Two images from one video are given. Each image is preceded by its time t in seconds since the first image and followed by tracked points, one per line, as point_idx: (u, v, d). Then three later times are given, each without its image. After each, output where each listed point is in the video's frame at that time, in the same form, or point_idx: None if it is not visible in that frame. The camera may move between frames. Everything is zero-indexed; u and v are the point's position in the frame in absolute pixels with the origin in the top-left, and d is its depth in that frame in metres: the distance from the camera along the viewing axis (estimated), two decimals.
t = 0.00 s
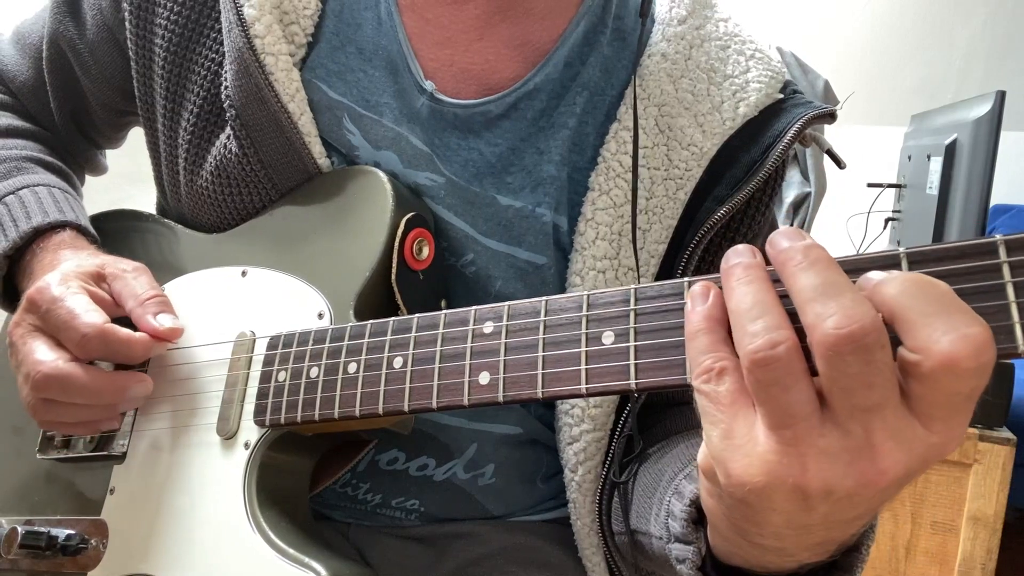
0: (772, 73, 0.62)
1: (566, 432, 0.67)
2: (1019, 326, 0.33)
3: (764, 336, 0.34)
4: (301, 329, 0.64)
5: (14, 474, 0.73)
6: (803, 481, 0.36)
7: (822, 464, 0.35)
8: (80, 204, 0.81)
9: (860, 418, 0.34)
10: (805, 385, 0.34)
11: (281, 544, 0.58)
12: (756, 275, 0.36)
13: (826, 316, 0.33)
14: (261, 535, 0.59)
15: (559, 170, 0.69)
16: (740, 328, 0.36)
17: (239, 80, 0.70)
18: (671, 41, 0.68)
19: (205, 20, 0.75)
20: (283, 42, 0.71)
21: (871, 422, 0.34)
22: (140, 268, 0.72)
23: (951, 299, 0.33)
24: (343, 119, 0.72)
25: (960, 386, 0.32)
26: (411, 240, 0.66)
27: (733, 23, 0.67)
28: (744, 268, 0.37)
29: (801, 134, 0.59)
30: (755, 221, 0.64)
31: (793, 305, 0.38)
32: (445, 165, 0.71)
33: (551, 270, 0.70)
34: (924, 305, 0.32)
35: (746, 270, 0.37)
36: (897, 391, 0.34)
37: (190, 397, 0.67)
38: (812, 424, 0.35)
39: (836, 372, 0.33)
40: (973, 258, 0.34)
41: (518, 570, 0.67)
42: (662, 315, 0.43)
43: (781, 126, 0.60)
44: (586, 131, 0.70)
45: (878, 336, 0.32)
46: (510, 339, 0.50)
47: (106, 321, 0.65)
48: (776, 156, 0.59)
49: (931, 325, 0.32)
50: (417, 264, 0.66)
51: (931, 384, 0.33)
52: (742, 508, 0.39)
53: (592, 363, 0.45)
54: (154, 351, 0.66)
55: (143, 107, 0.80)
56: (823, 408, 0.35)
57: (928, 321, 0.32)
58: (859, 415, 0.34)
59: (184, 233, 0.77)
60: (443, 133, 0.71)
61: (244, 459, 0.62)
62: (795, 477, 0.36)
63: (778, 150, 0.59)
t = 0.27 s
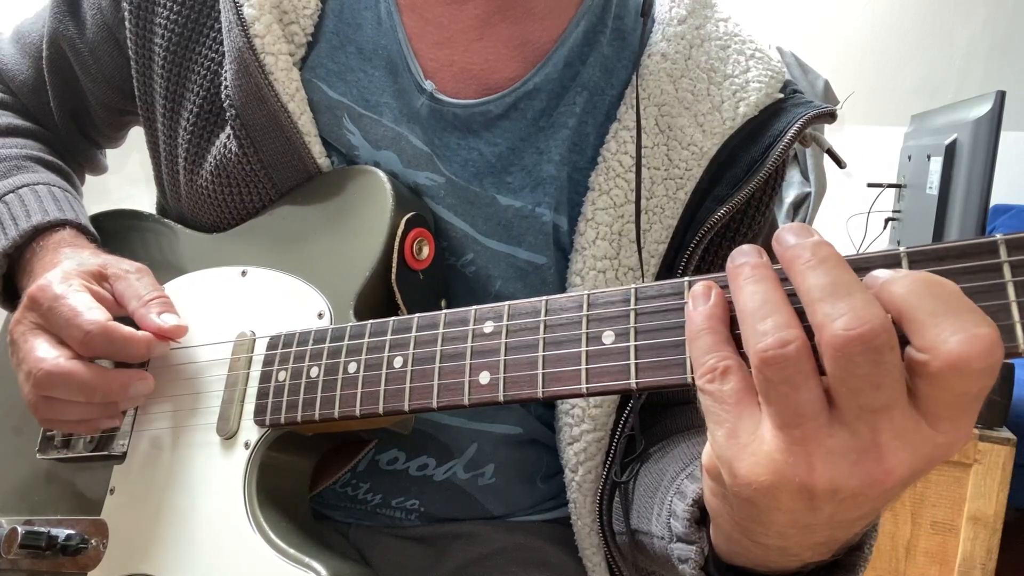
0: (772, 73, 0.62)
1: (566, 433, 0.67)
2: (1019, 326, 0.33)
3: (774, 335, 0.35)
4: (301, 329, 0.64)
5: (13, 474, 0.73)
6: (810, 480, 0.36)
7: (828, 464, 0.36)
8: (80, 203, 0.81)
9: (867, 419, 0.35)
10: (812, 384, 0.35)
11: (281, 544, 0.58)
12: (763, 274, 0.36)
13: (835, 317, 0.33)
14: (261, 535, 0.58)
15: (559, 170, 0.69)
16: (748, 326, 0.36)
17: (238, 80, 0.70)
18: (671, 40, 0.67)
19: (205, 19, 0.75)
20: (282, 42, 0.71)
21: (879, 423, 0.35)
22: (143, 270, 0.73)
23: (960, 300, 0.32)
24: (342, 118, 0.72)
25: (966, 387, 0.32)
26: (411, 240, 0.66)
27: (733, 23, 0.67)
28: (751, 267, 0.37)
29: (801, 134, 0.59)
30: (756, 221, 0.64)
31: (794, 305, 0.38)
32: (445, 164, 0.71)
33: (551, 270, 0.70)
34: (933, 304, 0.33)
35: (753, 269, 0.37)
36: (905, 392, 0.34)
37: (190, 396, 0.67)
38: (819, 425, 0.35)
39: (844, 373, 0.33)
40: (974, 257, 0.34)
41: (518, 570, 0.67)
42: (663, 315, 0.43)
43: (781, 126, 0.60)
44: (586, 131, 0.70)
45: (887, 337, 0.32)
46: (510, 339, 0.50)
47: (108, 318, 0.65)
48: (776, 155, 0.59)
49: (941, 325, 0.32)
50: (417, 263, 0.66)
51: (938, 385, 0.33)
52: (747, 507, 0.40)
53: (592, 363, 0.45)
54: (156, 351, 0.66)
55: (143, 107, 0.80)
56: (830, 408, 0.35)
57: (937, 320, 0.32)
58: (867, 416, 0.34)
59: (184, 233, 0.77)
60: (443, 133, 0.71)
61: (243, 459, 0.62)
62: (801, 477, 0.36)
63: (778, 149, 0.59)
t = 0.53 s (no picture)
0: (773, 72, 0.62)
1: (571, 432, 0.68)
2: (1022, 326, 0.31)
3: (773, 337, 0.37)
4: (299, 329, 0.64)
5: (11, 474, 0.71)
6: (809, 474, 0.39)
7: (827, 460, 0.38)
8: (78, 202, 0.81)
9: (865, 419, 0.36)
10: (812, 385, 0.37)
11: (281, 544, 0.58)
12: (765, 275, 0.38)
13: (833, 318, 0.35)
14: (261, 535, 0.58)
15: (559, 169, 0.69)
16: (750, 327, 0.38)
17: (238, 78, 0.70)
18: (672, 39, 0.67)
19: (205, 18, 0.74)
20: (282, 41, 0.71)
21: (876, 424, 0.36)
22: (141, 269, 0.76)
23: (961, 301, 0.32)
24: (342, 117, 0.72)
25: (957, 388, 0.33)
26: (410, 239, 0.66)
27: (734, 21, 0.67)
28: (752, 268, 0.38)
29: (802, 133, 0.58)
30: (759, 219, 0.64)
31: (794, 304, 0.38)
32: (445, 163, 0.70)
33: (553, 268, 0.70)
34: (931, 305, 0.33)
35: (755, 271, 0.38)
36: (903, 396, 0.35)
37: (190, 396, 0.67)
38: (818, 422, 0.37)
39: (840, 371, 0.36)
40: (974, 254, 0.32)
41: (518, 570, 0.67)
42: (662, 315, 0.43)
43: (783, 125, 0.60)
44: (587, 130, 0.70)
45: (881, 340, 0.34)
46: (509, 338, 0.49)
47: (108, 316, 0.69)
48: (777, 154, 0.59)
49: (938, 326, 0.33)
50: (415, 262, 0.67)
51: (931, 387, 0.34)
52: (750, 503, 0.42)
53: (591, 362, 0.45)
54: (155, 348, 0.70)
55: (143, 106, 0.80)
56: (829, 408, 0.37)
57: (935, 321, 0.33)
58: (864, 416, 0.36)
59: (184, 232, 0.77)
60: (443, 132, 0.71)
61: (242, 459, 0.62)
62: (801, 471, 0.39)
63: (779, 148, 0.59)
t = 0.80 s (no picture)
0: (772, 70, 0.62)
1: (578, 431, 0.68)
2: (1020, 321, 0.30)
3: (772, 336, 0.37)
4: (298, 329, 0.64)
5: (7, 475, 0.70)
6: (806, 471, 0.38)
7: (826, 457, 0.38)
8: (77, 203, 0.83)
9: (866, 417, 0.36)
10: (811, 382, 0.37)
11: (280, 544, 0.58)
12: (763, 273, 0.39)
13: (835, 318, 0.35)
14: (261, 535, 0.58)
15: (560, 169, 0.69)
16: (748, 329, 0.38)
17: (235, 77, 0.70)
18: (671, 38, 0.67)
19: (203, 18, 0.74)
20: (280, 40, 0.71)
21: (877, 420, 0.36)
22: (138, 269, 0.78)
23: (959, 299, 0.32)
24: (340, 116, 0.72)
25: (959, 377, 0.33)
26: (409, 237, 0.66)
27: (732, 19, 0.66)
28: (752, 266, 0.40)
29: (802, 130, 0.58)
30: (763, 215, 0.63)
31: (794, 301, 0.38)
32: (445, 161, 0.70)
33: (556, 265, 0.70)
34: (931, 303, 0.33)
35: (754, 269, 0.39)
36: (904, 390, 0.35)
37: (190, 395, 0.67)
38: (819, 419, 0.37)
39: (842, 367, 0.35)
40: (972, 250, 0.32)
41: (518, 570, 0.66)
42: (660, 312, 0.43)
43: (783, 121, 0.60)
44: (588, 130, 0.70)
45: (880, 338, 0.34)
46: (508, 336, 0.49)
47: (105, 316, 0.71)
48: (779, 151, 0.59)
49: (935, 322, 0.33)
50: (415, 261, 0.66)
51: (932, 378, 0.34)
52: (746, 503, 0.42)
53: (590, 359, 0.45)
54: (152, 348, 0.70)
55: (141, 106, 0.80)
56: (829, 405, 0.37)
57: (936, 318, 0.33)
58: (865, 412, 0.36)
59: (182, 232, 0.77)
60: (442, 130, 0.71)
61: (242, 458, 0.62)
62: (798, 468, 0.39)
63: (781, 146, 0.59)
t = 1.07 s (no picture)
0: (771, 70, 0.62)
1: (578, 431, 0.67)
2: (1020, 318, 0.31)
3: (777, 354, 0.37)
4: (298, 328, 0.64)
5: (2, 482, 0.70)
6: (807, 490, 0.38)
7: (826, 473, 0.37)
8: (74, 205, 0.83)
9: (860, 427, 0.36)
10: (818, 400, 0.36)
11: (280, 544, 0.58)
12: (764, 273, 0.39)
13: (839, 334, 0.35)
14: (261, 535, 0.58)
15: (561, 171, 0.69)
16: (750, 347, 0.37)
17: (233, 77, 0.70)
18: (671, 39, 0.67)
19: (201, 19, 0.75)
20: (278, 41, 0.71)
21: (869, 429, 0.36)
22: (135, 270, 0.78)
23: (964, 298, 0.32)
24: (338, 116, 0.72)
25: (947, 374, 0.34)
26: (408, 237, 0.66)
27: (731, 19, 0.67)
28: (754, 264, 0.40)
29: (802, 130, 0.58)
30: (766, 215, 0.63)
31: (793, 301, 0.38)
32: (444, 162, 0.70)
33: (557, 266, 0.70)
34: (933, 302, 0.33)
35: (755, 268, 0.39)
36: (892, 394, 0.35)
37: (189, 397, 0.67)
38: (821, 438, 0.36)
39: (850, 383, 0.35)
40: (971, 249, 0.32)
41: (518, 570, 0.66)
42: (660, 312, 0.43)
43: (783, 121, 0.59)
44: (589, 132, 0.70)
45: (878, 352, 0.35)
46: (508, 335, 0.49)
47: (102, 321, 0.69)
48: (780, 150, 0.58)
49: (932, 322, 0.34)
50: (415, 260, 0.66)
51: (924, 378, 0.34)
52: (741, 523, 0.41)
53: (590, 358, 0.45)
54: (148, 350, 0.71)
55: (138, 106, 0.80)
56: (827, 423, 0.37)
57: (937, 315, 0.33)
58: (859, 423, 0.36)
59: (181, 233, 0.77)
60: (441, 131, 0.71)
61: (242, 458, 0.62)
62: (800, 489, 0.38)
63: (781, 145, 0.58)
